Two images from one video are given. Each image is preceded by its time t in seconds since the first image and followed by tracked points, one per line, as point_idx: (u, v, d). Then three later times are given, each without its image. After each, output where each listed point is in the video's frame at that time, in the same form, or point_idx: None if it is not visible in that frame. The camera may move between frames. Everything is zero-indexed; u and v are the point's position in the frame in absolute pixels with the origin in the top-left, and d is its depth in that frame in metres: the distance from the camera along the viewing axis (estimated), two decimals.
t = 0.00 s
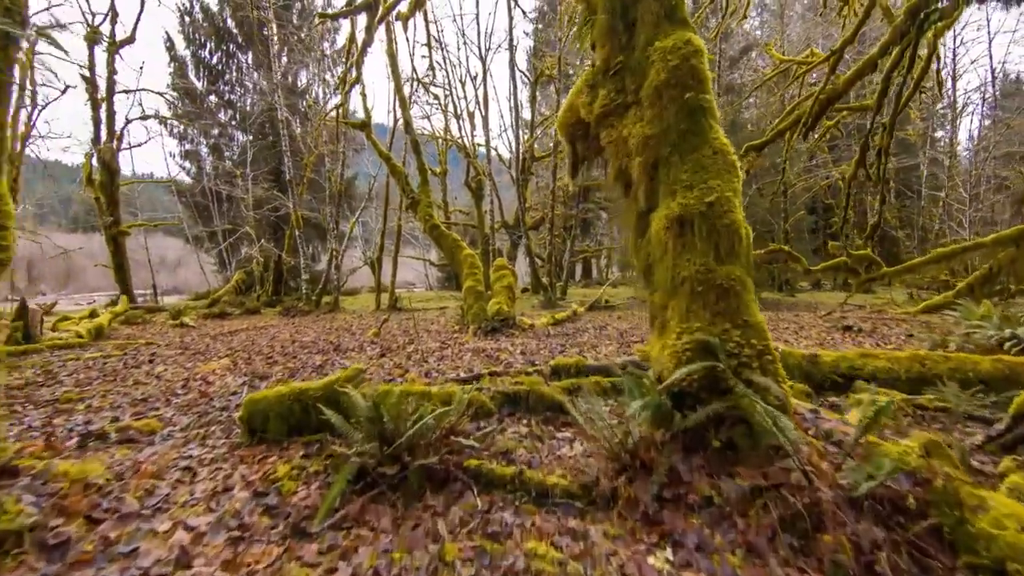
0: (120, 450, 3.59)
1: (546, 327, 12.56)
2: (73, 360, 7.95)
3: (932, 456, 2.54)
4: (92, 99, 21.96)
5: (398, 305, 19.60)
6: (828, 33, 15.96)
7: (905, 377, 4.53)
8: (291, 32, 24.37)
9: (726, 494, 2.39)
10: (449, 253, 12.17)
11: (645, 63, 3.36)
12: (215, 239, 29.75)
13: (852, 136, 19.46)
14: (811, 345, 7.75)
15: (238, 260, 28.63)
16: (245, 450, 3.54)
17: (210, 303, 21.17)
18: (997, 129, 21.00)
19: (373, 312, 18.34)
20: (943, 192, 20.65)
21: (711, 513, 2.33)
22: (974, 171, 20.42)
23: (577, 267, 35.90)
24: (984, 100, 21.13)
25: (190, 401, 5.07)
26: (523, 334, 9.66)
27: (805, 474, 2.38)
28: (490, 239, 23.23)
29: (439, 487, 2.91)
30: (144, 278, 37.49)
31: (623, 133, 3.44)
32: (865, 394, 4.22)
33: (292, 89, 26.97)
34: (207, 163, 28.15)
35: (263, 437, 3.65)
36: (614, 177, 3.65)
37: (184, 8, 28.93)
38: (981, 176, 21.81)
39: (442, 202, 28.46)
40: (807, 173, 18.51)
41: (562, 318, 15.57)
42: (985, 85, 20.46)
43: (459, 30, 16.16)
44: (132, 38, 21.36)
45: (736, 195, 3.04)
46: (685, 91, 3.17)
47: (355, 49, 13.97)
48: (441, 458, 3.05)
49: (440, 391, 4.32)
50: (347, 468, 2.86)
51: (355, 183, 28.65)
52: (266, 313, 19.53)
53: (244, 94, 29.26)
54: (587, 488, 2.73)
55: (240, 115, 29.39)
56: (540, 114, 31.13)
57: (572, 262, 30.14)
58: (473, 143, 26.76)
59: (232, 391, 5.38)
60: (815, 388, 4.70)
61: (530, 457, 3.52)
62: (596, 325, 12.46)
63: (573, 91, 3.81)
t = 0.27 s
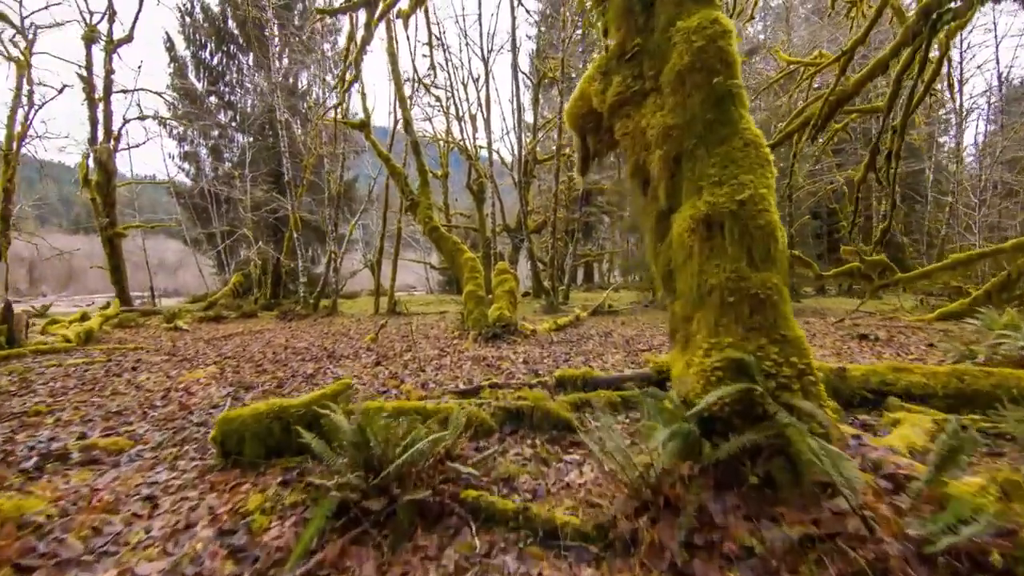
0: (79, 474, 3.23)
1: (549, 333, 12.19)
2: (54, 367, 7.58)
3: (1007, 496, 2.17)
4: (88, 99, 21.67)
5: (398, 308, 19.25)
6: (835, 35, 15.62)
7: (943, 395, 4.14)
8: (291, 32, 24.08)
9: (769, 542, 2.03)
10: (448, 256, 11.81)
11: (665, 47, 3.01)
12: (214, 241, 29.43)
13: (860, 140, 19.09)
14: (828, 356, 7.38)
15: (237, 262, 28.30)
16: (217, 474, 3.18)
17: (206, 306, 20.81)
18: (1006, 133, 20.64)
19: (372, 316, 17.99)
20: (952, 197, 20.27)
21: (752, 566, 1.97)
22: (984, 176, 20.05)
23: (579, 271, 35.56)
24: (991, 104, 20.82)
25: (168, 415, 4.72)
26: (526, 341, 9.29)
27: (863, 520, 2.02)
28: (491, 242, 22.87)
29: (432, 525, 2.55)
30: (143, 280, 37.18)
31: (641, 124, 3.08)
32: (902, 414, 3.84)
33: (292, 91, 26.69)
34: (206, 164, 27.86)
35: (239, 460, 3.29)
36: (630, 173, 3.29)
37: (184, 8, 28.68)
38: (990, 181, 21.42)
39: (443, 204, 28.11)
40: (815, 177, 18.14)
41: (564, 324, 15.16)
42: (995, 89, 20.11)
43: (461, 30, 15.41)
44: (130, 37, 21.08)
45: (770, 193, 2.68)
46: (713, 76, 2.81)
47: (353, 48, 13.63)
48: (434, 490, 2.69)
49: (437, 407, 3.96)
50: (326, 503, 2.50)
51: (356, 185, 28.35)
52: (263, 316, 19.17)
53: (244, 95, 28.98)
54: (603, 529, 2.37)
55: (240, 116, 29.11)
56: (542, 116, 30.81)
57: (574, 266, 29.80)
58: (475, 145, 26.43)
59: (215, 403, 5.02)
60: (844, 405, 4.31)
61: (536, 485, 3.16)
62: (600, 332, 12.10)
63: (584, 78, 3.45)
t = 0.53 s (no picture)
0: (34, 497, 2.92)
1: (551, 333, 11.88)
2: (36, 369, 7.28)
3: None
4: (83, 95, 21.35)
5: (397, 308, 18.94)
6: (843, 30, 15.27)
7: (981, 408, 3.84)
8: (290, 28, 23.77)
9: None
10: (448, 255, 11.48)
11: (688, 19, 2.70)
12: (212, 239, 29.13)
13: (867, 137, 18.79)
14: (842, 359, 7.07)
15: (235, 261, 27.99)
16: (186, 496, 2.88)
17: (203, 305, 20.53)
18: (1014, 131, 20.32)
19: (371, 316, 17.68)
20: (959, 196, 19.97)
21: None
22: (991, 174, 19.76)
23: (580, 270, 35.25)
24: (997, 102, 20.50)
25: (146, 424, 4.42)
26: (527, 342, 8.98)
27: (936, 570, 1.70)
28: (492, 241, 22.57)
29: (424, 560, 2.24)
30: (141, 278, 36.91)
31: (657, 106, 2.75)
32: (938, 429, 3.53)
33: (290, 87, 26.38)
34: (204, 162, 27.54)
35: (213, 478, 3.00)
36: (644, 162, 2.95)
37: (181, 4, 28.38)
38: (998, 179, 21.11)
39: (443, 203, 27.80)
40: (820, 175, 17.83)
41: (566, 324, 14.86)
42: (1003, 85, 19.78)
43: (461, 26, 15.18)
44: (124, 32, 20.75)
45: (806, 183, 2.36)
46: (741, 52, 2.50)
47: (351, 42, 13.32)
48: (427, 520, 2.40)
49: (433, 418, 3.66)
50: (303, 535, 2.19)
51: (355, 183, 28.05)
52: (260, 315, 18.89)
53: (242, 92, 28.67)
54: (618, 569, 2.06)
55: (238, 113, 28.77)
56: (544, 114, 30.46)
57: (576, 265, 29.48)
58: (476, 142, 26.12)
59: (197, 411, 4.72)
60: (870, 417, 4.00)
61: (540, 508, 2.84)
62: (603, 333, 11.77)
63: (593, 57, 3.12)
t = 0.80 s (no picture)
0: None
1: (548, 334, 11.59)
2: (8, 373, 6.93)
3: None
4: (71, 89, 20.91)
5: (391, 306, 18.63)
6: (845, 25, 14.99)
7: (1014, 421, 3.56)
8: (284, 22, 23.38)
9: None
10: (442, 253, 11.16)
11: None
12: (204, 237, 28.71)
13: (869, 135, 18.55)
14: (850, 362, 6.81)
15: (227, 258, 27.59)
16: (144, 527, 2.58)
17: (194, 304, 20.17)
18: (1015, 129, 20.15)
19: (365, 315, 17.36)
20: (960, 195, 19.81)
21: None
22: (992, 173, 19.59)
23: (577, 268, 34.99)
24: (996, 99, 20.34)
25: (113, 436, 4.10)
26: (524, 344, 8.69)
27: None
28: (488, 238, 22.27)
29: None
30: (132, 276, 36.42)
31: (672, 88, 2.44)
32: (970, 444, 3.26)
33: (283, 82, 25.95)
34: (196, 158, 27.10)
35: (175, 503, 2.70)
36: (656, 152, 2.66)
37: None
38: (999, 178, 20.94)
39: (439, 200, 27.47)
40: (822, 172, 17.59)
41: (564, 323, 14.58)
42: (1005, 83, 19.60)
43: (457, 22, 15.64)
44: (113, 25, 20.32)
45: (845, 173, 2.06)
46: (768, 26, 2.19)
47: (345, 34, 13.00)
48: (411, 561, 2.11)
49: (423, 432, 3.37)
50: None
51: (349, 180, 27.67)
52: (251, 314, 18.53)
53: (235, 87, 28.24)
54: None
55: (230, 108, 28.31)
56: (541, 110, 30.13)
57: (573, 263, 29.21)
58: (472, 139, 25.80)
59: (171, 421, 4.39)
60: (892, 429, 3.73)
61: (540, 538, 2.56)
62: (601, 333, 11.49)
63: (600, 36, 2.82)
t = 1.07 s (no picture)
0: None
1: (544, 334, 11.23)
2: None
3: None
4: (55, 78, 20.30)
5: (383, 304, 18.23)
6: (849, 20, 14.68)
7: None
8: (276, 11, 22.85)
9: None
10: (434, 250, 10.76)
11: None
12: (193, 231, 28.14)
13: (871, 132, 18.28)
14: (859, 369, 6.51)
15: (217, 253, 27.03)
16: None
17: (181, 300, 19.67)
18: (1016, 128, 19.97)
19: (356, 312, 16.93)
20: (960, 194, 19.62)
21: None
22: (993, 172, 19.39)
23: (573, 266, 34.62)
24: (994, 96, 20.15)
25: (66, 453, 3.71)
26: (520, 345, 8.32)
27: None
28: (483, 235, 21.87)
29: None
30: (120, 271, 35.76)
31: (700, 62, 2.10)
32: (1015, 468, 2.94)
33: (274, 74, 25.41)
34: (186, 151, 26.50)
35: (113, 542, 2.44)
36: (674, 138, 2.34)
37: None
38: (998, 177, 20.77)
39: (434, 195, 27.02)
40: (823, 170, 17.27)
41: (560, 323, 14.22)
42: (1006, 81, 19.40)
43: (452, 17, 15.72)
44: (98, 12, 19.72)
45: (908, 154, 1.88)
46: None
47: (336, 22, 12.56)
48: None
49: (410, 453, 3.02)
50: None
51: (342, 174, 27.17)
52: (240, 311, 18.07)
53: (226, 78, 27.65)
54: None
55: (221, 100, 27.71)
56: (537, 105, 29.70)
57: (568, 260, 28.85)
58: (467, 133, 25.36)
59: (131, 435, 4.00)
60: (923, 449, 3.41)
61: None
62: (598, 334, 11.15)
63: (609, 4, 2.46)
